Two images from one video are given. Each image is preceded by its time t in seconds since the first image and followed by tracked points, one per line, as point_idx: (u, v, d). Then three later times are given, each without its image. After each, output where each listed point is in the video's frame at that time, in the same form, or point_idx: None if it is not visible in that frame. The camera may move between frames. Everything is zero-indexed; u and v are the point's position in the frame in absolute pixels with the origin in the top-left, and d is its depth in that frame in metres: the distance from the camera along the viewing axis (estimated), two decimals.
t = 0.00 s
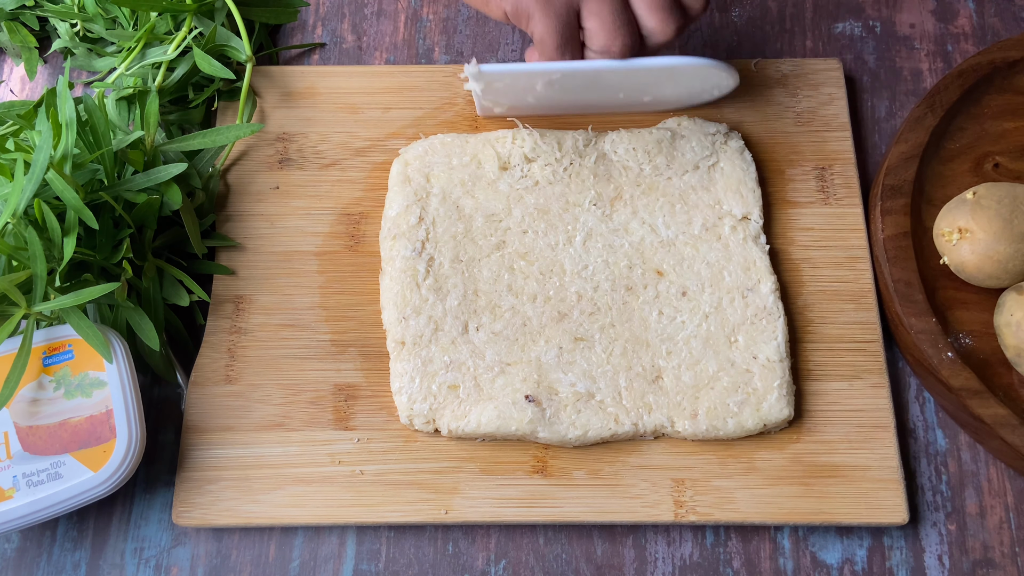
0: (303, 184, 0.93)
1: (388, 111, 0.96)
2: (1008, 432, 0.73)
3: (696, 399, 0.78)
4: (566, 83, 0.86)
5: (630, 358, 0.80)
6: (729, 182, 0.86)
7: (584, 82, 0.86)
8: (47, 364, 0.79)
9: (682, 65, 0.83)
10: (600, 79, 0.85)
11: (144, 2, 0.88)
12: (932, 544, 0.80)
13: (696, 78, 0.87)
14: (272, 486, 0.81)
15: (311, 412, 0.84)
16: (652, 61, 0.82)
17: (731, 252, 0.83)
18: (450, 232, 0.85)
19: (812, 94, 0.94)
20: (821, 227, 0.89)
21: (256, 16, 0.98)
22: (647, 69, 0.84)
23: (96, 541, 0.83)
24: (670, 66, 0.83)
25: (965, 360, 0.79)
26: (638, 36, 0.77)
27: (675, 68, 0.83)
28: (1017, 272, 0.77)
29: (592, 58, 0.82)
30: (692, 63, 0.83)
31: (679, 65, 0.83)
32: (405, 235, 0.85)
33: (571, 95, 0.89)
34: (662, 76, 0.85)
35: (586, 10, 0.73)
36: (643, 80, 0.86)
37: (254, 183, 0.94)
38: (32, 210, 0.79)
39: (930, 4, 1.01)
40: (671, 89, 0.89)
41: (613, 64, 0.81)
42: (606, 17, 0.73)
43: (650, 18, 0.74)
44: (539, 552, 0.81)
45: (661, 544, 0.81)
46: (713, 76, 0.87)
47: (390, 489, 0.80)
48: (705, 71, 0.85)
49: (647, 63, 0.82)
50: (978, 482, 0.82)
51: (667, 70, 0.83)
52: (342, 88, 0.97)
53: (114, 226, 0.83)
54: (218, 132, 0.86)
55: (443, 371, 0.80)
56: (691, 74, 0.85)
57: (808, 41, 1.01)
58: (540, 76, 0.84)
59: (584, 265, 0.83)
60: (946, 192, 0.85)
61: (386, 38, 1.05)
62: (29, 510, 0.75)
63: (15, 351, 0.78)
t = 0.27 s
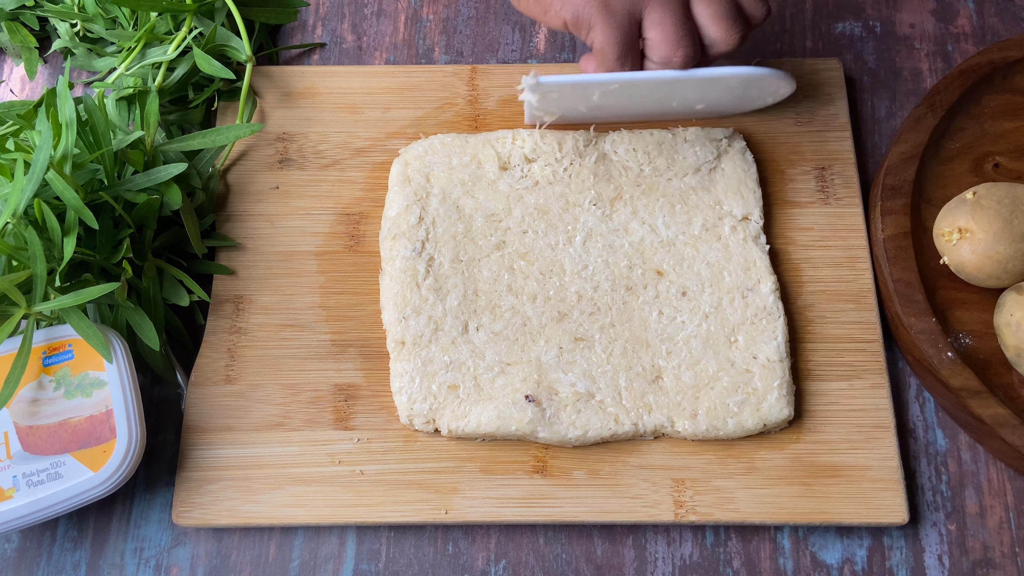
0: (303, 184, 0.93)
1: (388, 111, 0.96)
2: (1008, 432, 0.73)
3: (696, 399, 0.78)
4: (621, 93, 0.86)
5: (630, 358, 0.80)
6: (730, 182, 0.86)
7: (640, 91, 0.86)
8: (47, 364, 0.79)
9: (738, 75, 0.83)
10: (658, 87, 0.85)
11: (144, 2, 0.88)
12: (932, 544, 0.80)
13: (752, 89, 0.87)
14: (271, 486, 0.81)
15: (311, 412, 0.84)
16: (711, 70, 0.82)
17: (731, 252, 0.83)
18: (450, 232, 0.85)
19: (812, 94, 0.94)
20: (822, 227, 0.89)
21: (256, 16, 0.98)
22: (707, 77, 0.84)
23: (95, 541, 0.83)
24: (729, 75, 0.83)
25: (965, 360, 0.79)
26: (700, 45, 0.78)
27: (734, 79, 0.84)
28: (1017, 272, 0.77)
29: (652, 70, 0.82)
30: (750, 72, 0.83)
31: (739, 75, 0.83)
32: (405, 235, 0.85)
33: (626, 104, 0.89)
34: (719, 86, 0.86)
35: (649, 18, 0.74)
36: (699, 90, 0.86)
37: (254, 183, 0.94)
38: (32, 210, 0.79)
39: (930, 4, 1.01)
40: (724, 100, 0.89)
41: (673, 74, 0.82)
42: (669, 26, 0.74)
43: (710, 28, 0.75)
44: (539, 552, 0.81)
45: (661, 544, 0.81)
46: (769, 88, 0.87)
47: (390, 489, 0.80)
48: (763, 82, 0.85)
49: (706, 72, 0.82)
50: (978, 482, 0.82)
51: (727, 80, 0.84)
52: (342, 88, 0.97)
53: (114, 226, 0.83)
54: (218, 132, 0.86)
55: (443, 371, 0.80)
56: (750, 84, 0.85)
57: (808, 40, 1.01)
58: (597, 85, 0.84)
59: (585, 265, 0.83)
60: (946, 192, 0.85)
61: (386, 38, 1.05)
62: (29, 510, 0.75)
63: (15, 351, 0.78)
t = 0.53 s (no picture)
0: (303, 184, 0.93)
1: (388, 111, 0.96)
2: (1008, 432, 0.73)
3: (696, 399, 0.78)
4: (624, 104, 0.81)
5: (630, 358, 0.80)
6: (730, 182, 0.86)
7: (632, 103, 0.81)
8: (47, 364, 0.79)
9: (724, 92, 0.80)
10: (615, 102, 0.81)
11: (144, 2, 0.88)
12: (932, 544, 0.80)
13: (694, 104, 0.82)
14: (271, 486, 0.81)
15: (311, 412, 0.84)
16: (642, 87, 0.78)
17: (731, 252, 0.83)
18: (450, 232, 0.85)
19: (812, 94, 0.94)
20: (822, 227, 0.89)
21: (256, 16, 0.98)
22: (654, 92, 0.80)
23: (95, 541, 0.83)
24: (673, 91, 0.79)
25: (965, 359, 0.79)
26: (666, 62, 0.77)
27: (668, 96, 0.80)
28: (1017, 272, 0.77)
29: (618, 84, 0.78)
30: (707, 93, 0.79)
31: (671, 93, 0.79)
32: (405, 235, 0.85)
33: (622, 114, 0.84)
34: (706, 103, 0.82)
35: (615, 32, 0.73)
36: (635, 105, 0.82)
37: (254, 183, 0.94)
38: (32, 210, 0.78)
39: (930, 4, 1.01)
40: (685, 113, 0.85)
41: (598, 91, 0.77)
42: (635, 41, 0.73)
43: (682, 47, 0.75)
44: (539, 553, 0.81)
45: (661, 544, 0.81)
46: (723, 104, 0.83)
47: (390, 489, 0.80)
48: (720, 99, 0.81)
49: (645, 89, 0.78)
50: (978, 482, 0.82)
51: (678, 97, 0.80)
52: (342, 88, 0.97)
53: (114, 226, 0.83)
54: (218, 132, 0.86)
55: (443, 371, 0.80)
56: (692, 101, 0.82)
57: (808, 40, 1.01)
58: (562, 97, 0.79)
59: (584, 265, 0.83)
60: (946, 192, 0.85)
61: (386, 38, 1.05)
62: (29, 510, 0.75)
63: (15, 351, 0.78)
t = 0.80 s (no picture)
0: (303, 184, 0.93)
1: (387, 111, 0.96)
2: (1008, 432, 0.73)
3: (696, 399, 0.78)
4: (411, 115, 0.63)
5: (630, 358, 0.80)
6: (730, 182, 0.86)
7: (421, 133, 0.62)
8: (47, 364, 0.79)
9: (511, 107, 0.68)
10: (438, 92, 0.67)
11: (144, 2, 0.88)
12: (932, 544, 0.80)
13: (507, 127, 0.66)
14: (271, 486, 0.81)
15: (311, 412, 0.84)
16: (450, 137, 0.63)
17: (731, 252, 0.83)
18: (450, 233, 0.85)
19: (811, 94, 0.94)
20: (822, 227, 0.89)
21: (256, 16, 0.98)
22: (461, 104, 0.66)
23: (96, 540, 0.83)
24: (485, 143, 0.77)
25: (965, 359, 0.79)
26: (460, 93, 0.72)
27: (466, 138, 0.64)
28: (1017, 272, 0.77)
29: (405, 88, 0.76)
30: (497, 127, 0.66)
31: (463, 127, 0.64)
32: (405, 235, 0.85)
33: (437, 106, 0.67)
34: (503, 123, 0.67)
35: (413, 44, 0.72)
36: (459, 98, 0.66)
37: (254, 183, 0.94)
38: (32, 209, 0.79)
39: (930, 4, 1.01)
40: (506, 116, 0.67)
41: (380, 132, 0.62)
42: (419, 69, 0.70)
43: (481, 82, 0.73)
44: (539, 552, 0.81)
45: (661, 544, 0.81)
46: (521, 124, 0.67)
47: (390, 489, 0.80)
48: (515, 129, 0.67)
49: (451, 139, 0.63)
50: (978, 482, 0.82)
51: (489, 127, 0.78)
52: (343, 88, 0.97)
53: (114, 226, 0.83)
54: (218, 132, 0.86)
55: (442, 371, 0.80)
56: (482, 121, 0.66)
57: (807, 40, 1.01)
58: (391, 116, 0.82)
59: (584, 265, 0.83)
60: (946, 192, 0.85)
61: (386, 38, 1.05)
62: (29, 510, 0.75)
63: (15, 351, 0.78)
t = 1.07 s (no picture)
0: (303, 184, 0.93)
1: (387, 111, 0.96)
2: (1008, 432, 0.73)
3: (696, 399, 0.78)
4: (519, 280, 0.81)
5: (630, 358, 0.80)
6: (730, 182, 0.86)
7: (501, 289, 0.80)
8: (47, 364, 0.78)
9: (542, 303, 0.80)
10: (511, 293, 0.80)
11: (144, 2, 0.88)
12: (932, 544, 0.80)
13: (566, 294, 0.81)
14: (271, 486, 0.81)
15: (311, 412, 0.84)
16: (512, 293, 0.80)
17: (731, 252, 0.83)
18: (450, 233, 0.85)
19: (811, 94, 0.94)
20: (822, 227, 0.89)
21: (256, 16, 0.98)
22: (532, 251, 0.82)
23: (96, 540, 0.83)
24: (529, 286, 0.81)
25: (965, 359, 0.79)
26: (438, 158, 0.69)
27: (541, 296, 0.81)
28: (1017, 272, 0.77)
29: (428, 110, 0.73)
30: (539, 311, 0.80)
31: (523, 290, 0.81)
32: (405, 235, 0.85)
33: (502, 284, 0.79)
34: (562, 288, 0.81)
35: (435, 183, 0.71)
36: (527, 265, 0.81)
37: (254, 183, 0.94)
38: (32, 209, 0.79)
39: (930, 4, 1.01)
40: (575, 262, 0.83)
41: (454, 291, 0.81)
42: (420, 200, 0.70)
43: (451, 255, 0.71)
44: (539, 553, 0.81)
45: (661, 544, 0.81)
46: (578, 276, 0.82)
47: (390, 489, 0.80)
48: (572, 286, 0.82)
49: (540, 305, 0.80)
50: (978, 482, 0.82)
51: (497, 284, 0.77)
52: (343, 88, 0.97)
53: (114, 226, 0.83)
54: (218, 132, 0.86)
55: (442, 371, 0.80)
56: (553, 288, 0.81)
57: (807, 40, 1.01)
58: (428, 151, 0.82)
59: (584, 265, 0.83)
60: (946, 192, 0.85)
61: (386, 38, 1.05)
62: (29, 511, 0.75)
63: (15, 351, 0.78)
